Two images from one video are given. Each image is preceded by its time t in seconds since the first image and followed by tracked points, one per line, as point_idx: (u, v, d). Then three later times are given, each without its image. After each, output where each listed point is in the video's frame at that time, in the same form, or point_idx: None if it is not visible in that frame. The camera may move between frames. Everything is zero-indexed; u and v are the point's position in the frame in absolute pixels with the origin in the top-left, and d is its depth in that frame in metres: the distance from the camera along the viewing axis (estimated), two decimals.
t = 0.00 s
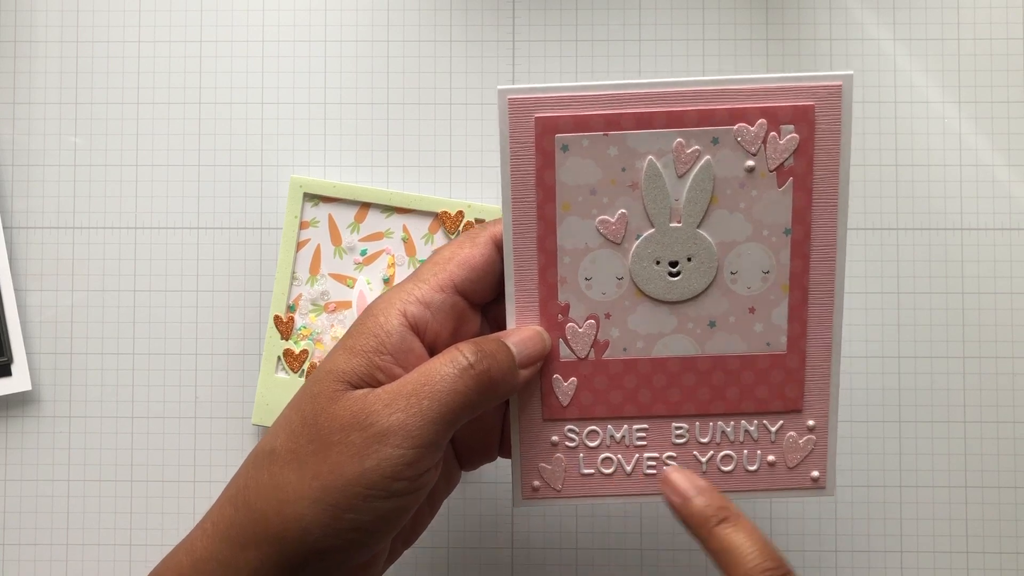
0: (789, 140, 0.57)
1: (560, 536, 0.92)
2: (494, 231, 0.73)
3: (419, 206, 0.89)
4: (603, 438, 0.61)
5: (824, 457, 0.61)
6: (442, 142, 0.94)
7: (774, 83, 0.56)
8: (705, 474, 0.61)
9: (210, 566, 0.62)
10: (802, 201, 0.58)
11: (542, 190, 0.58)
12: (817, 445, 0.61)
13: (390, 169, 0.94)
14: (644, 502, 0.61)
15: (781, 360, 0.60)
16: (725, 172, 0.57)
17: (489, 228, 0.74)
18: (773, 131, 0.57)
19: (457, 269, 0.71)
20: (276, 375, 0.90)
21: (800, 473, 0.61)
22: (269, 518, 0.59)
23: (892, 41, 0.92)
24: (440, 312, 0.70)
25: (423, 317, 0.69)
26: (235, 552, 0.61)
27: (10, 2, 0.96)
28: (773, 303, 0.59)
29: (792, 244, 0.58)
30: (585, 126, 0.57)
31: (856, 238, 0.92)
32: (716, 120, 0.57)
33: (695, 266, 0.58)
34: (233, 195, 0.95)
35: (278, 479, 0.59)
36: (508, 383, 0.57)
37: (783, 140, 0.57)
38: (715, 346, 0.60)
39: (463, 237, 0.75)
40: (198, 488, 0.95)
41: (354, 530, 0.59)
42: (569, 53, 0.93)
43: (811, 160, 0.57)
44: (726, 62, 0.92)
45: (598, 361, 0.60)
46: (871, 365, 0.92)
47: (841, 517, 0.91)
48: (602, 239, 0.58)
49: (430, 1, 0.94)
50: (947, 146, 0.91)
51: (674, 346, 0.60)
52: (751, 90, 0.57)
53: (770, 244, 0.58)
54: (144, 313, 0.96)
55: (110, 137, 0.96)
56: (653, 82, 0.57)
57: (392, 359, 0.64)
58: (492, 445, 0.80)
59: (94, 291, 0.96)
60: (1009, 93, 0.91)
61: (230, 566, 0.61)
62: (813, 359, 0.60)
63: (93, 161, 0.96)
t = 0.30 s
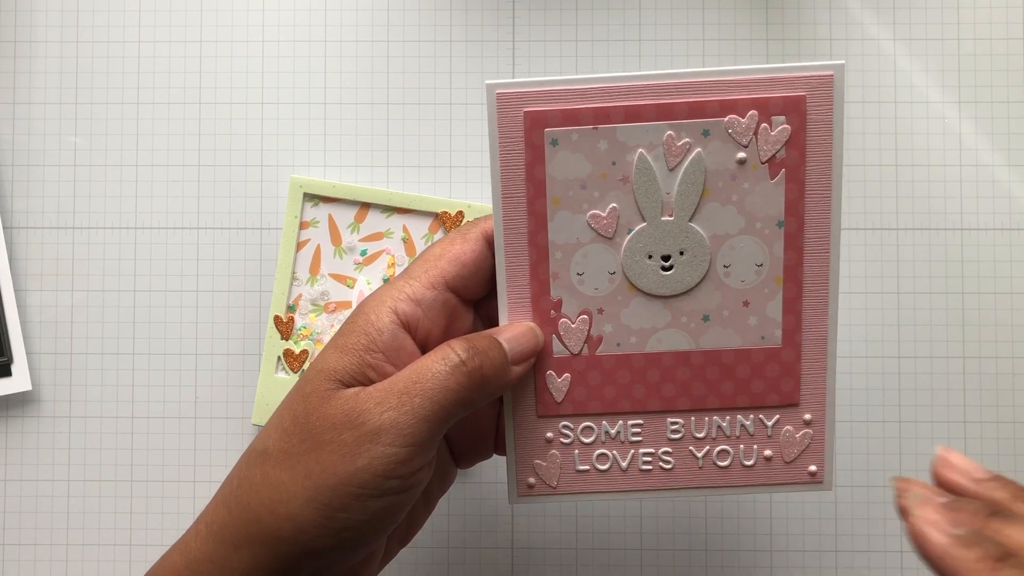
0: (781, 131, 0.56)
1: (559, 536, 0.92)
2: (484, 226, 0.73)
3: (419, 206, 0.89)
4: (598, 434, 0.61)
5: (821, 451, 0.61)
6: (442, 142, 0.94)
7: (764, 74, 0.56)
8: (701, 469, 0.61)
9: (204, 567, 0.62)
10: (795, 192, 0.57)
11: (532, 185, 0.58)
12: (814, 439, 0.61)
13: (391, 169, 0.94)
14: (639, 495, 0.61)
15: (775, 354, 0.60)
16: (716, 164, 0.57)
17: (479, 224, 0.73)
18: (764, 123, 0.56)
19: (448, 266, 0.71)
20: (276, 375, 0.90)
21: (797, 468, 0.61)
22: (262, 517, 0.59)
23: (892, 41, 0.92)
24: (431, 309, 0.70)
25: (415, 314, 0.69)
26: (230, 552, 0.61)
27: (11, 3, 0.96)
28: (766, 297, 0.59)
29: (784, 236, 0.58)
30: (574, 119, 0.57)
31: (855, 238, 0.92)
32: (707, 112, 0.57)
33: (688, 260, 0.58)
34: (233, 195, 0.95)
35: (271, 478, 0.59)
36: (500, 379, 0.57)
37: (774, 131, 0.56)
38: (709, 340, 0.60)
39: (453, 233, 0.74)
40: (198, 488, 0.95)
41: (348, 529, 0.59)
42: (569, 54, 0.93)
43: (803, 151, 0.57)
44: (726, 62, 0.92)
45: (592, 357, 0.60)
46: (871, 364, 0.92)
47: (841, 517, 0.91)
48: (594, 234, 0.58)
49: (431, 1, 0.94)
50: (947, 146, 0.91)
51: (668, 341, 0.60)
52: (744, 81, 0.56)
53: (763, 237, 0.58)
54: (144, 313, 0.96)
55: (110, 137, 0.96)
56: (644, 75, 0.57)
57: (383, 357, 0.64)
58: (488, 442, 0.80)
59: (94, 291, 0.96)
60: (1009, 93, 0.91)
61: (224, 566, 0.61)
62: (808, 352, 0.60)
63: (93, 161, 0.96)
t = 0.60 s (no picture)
0: (756, 105, 0.57)
1: (560, 537, 0.92)
2: (468, 218, 0.71)
3: (419, 206, 0.89)
4: (597, 419, 0.61)
5: (821, 424, 0.61)
6: (443, 143, 0.94)
7: (737, 50, 0.57)
8: (702, 447, 0.61)
9: (210, 568, 0.62)
10: (775, 164, 0.58)
11: (516, 173, 0.59)
12: (812, 411, 0.61)
13: (391, 169, 0.94)
14: (642, 478, 0.62)
15: (768, 327, 0.60)
16: (695, 142, 0.58)
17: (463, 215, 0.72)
18: (740, 98, 0.57)
19: (438, 258, 0.70)
20: (276, 375, 0.90)
21: (797, 440, 0.61)
22: (267, 517, 0.59)
23: (892, 41, 0.92)
24: (424, 303, 0.70)
25: (408, 309, 0.69)
26: (235, 554, 0.61)
27: (10, 2, 0.96)
28: (754, 270, 0.60)
29: (768, 209, 0.59)
30: (553, 106, 0.58)
31: (854, 238, 0.92)
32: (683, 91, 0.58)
33: (674, 238, 0.59)
34: (232, 194, 0.95)
35: (273, 478, 0.59)
36: (497, 369, 0.58)
37: (750, 106, 0.57)
38: (701, 317, 0.60)
39: (440, 225, 0.73)
40: (198, 488, 0.95)
41: (353, 524, 0.59)
42: (569, 54, 0.93)
43: (780, 123, 0.58)
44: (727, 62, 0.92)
45: (586, 341, 0.60)
46: (870, 364, 0.92)
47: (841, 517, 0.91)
48: (579, 218, 0.59)
49: (431, 1, 0.94)
50: (947, 147, 0.91)
51: (660, 320, 0.60)
52: (717, 59, 0.57)
53: (747, 210, 0.59)
54: (144, 313, 0.96)
55: (110, 137, 0.96)
56: (619, 58, 0.58)
57: (380, 352, 0.64)
58: (490, 433, 0.80)
59: (94, 291, 0.96)
60: (1009, 93, 0.91)
61: (230, 567, 0.61)
62: (804, 347, 0.60)
63: (93, 161, 0.96)
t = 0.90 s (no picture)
0: (756, 100, 0.58)
1: (558, 538, 0.92)
2: (473, 222, 0.71)
3: (419, 206, 0.89)
4: (610, 422, 0.61)
5: (834, 417, 0.61)
6: (443, 143, 0.94)
7: (732, 46, 0.58)
8: (717, 446, 0.61)
9: None
10: (777, 158, 0.58)
11: (517, 179, 0.59)
12: (826, 405, 0.61)
13: (391, 169, 0.94)
14: (658, 480, 0.61)
15: (777, 322, 0.60)
16: (697, 139, 0.58)
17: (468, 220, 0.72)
18: (740, 93, 0.58)
19: (443, 264, 0.70)
20: (276, 375, 0.90)
21: (812, 435, 0.61)
22: (275, 526, 0.59)
23: (893, 41, 0.92)
24: (430, 310, 0.70)
25: (415, 316, 0.69)
26: (242, 562, 0.60)
27: (10, 2, 0.96)
28: (761, 266, 0.60)
29: (773, 203, 0.59)
30: (551, 110, 0.58)
31: (854, 238, 0.92)
32: (681, 88, 0.58)
33: (679, 238, 0.59)
34: (232, 194, 0.95)
35: (282, 488, 0.59)
36: (506, 378, 0.58)
37: (750, 101, 0.58)
38: (710, 315, 0.60)
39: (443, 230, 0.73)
40: (198, 488, 0.95)
41: (363, 533, 0.59)
42: (569, 53, 0.93)
43: (781, 117, 0.58)
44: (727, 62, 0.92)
45: (595, 345, 0.60)
46: (871, 364, 0.92)
47: (841, 517, 0.91)
48: (584, 222, 0.59)
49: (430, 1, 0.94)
50: (947, 147, 0.91)
51: (668, 320, 0.60)
52: (713, 56, 0.58)
53: (751, 206, 0.59)
54: (144, 314, 0.96)
55: (110, 137, 0.96)
56: (615, 59, 0.58)
57: (388, 361, 0.64)
58: (500, 440, 0.79)
59: (94, 291, 0.96)
60: (1009, 94, 0.91)
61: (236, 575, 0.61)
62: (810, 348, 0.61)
63: (93, 160, 0.96)
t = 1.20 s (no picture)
0: (741, 90, 0.58)
1: (559, 537, 0.92)
2: (469, 218, 0.71)
3: (419, 206, 0.89)
4: (619, 417, 0.61)
5: (837, 399, 0.60)
6: (442, 142, 0.94)
7: (716, 39, 0.58)
8: (726, 434, 0.60)
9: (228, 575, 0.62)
10: (765, 146, 0.59)
11: (514, 180, 0.59)
12: (829, 387, 0.60)
13: (390, 169, 0.94)
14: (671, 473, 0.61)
15: (775, 307, 0.60)
16: (686, 132, 0.58)
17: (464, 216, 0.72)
18: (724, 85, 0.58)
19: (446, 263, 0.70)
20: (276, 375, 0.90)
21: (817, 417, 0.60)
22: (288, 527, 0.59)
23: (892, 41, 0.92)
24: (436, 309, 0.70)
25: (421, 316, 0.68)
26: (253, 562, 0.61)
27: (10, 2, 0.96)
28: (757, 252, 0.59)
29: (763, 190, 0.59)
30: (543, 111, 0.58)
31: (854, 238, 0.92)
32: (668, 83, 0.58)
33: (676, 229, 0.59)
34: (232, 194, 0.95)
35: (293, 489, 0.59)
36: (515, 379, 0.58)
37: (735, 92, 0.58)
38: (711, 304, 0.60)
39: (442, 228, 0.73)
40: (198, 488, 0.95)
41: (375, 534, 0.59)
42: (569, 53, 0.93)
43: (766, 106, 0.58)
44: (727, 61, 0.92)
45: (600, 340, 0.60)
46: (870, 364, 0.92)
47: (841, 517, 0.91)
48: (581, 219, 0.59)
49: (430, 1, 0.94)
50: (947, 146, 0.91)
51: (670, 311, 0.60)
52: (698, 50, 0.58)
53: (743, 194, 0.59)
54: (144, 314, 0.96)
55: (110, 137, 0.96)
56: (603, 58, 0.58)
57: (396, 362, 0.64)
58: (509, 439, 0.79)
59: (94, 291, 0.96)
60: (1009, 93, 0.91)
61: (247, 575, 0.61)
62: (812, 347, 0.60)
63: (93, 161, 0.96)
